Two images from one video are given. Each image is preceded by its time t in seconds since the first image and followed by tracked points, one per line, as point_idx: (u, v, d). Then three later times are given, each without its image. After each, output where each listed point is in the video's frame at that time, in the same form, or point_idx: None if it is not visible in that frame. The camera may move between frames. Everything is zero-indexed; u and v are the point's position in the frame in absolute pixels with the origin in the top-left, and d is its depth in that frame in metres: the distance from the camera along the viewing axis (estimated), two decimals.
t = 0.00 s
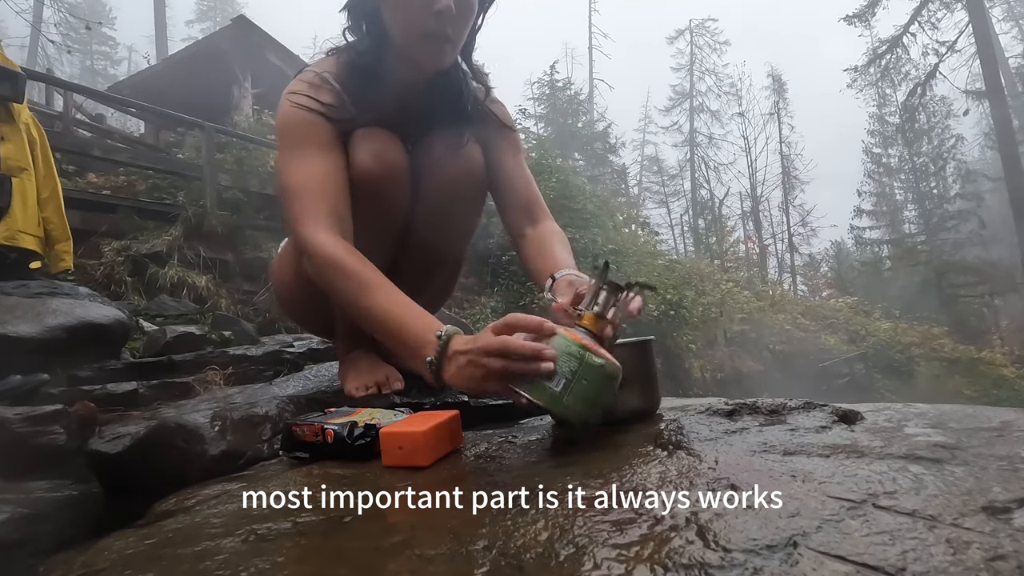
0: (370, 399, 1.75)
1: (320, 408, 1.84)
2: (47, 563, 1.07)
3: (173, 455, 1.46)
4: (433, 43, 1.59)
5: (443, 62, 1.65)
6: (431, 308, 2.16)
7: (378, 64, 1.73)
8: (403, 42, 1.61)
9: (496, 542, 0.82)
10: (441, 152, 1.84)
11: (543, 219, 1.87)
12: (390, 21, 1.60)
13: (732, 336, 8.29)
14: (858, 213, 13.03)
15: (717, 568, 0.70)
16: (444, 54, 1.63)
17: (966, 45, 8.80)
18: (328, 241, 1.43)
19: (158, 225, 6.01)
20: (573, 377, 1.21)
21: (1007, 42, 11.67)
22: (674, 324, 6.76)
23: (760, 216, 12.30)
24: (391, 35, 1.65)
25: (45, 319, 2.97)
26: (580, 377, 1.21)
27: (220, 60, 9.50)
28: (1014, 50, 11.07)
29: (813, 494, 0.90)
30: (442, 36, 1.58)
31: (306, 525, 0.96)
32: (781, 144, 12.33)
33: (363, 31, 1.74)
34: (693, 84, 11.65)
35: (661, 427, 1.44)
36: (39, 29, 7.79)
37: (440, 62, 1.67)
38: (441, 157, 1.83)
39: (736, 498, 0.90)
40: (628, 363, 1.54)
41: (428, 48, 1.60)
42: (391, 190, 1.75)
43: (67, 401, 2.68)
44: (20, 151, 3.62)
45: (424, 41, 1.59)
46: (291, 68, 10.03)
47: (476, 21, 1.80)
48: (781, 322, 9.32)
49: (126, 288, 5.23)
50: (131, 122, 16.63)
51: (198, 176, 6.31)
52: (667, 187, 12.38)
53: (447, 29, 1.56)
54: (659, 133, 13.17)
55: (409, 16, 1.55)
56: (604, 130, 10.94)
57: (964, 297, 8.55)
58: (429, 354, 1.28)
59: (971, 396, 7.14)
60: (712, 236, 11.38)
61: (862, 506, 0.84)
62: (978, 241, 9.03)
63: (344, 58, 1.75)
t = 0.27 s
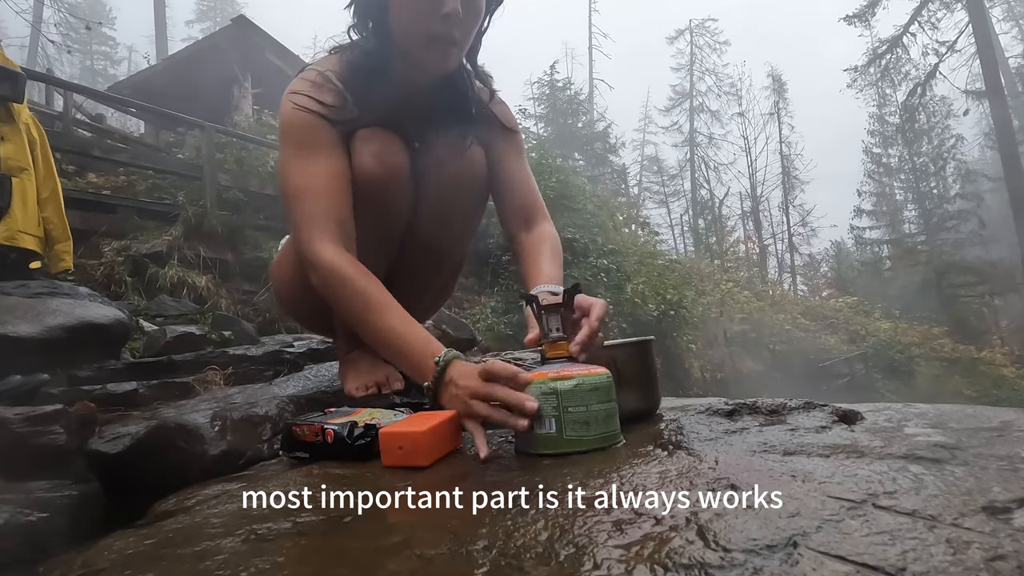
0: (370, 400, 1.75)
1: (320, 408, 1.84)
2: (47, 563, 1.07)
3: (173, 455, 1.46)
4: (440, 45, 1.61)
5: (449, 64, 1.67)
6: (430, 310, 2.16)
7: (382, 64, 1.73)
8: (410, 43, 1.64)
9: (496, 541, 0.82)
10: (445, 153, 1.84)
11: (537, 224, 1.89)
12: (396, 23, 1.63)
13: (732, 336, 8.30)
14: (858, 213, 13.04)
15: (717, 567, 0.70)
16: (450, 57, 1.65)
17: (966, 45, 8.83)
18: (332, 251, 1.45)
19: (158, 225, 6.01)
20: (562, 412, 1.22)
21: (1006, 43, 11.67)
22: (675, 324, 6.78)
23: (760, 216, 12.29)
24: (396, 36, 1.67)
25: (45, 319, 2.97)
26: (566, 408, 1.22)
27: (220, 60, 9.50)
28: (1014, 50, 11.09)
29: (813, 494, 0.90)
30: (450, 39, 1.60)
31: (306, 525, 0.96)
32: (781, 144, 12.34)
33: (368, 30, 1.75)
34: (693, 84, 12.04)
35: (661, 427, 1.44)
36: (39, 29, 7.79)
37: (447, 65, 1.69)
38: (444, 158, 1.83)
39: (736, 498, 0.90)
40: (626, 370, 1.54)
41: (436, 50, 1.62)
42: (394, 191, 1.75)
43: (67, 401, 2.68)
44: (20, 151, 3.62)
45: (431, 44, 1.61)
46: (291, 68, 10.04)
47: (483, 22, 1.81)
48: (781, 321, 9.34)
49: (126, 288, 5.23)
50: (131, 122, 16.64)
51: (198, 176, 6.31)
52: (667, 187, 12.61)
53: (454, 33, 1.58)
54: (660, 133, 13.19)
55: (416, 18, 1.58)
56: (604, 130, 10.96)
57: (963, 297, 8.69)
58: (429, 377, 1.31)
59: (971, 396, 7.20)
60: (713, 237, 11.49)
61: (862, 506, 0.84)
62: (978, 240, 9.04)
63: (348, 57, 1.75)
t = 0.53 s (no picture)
0: (369, 400, 1.75)
1: (320, 408, 1.84)
2: (47, 563, 1.07)
3: (173, 456, 1.46)
4: (439, 48, 1.62)
5: (449, 68, 1.68)
6: (432, 309, 2.16)
7: (381, 66, 1.75)
8: (407, 46, 1.65)
9: (496, 542, 0.82)
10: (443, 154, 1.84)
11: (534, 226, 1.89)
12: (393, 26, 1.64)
13: (732, 337, 8.30)
14: (858, 213, 13.03)
15: (717, 568, 0.70)
16: (451, 62, 1.67)
17: (966, 45, 8.83)
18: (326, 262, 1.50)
19: (158, 225, 6.01)
20: (562, 412, 1.22)
21: (1007, 43, 11.67)
22: (674, 324, 6.78)
23: (760, 215, 12.28)
24: (394, 38, 1.69)
25: (45, 319, 2.98)
26: (566, 408, 1.22)
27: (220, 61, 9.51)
28: (1014, 50, 11.09)
29: (813, 494, 0.90)
30: (450, 45, 1.61)
31: (305, 526, 0.96)
32: (781, 144, 12.33)
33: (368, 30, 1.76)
34: (693, 84, 11.86)
35: (661, 427, 1.44)
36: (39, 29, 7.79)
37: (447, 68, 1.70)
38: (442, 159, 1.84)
39: (736, 498, 0.90)
40: (626, 370, 1.54)
41: (434, 53, 1.63)
42: (392, 193, 1.74)
43: (67, 401, 2.68)
44: (19, 151, 3.62)
45: (432, 47, 1.62)
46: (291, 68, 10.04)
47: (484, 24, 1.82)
48: (780, 321, 9.33)
49: (126, 288, 5.23)
50: (131, 123, 16.65)
51: (198, 176, 6.31)
52: (667, 186, 12.90)
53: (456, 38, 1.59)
54: (660, 132, 13.20)
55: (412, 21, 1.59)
56: (604, 130, 10.95)
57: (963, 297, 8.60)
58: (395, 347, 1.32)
59: (971, 396, 7.20)
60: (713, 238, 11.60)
61: (862, 507, 0.84)
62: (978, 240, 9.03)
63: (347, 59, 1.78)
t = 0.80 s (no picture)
0: (370, 399, 1.75)
1: (321, 408, 1.84)
2: (48, 563, 1.07)
3: (173, 455, 1.46)
4: (436, 47, 1.62)
5: (447, 67, 1.68)
6: (432, 310, 2.15)
7: (380, 66, 1.76)
8: (405, 46, 1.65)
9: (495, 541, 0.82)
10: (441, 154, 1.84)
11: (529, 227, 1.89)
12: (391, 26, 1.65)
13: (732, 337, 8.29)
14: (858, 213, 13.03)
15: (717, 568, 0.70)
16: (449, 62, 1.67)
17: (966, 44, 8.84)
18: (322, 253, 1.49)
19: (158, 224, 6.01)
20: (562, 412, 1.22)
21: (1007, 42, 11.68)
22: (674, 324, 6.78)
23: (760, 216, 12.27)
24: (394, 37, 1.69)
25: (45, 319, 2.98)
26: (566, 408, 1.22)
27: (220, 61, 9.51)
28: (1014, 49, 11.09)
29: (813, 494, 0.90)
30: (448, 45, 1.61)
31: (305, 525, 0.96)
32: (781, 144, 12.32)
33: (368, 31, 1.77)
34: (693, 84, 11.92)
35: (661, 427, 1.44)
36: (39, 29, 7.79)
37: (445, 68, 1.69)
38: (441, 158, 1.84)
39: (736, 498, 0.90)
40: (625, 369, 1.54)
41: (432, 52, 1.63)
42: (390, 192, 1.74)
43: (67, 401, 2.68)
44: (20, 151, 3.62)
45: (430, 46, 1.62)
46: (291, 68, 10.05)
47: (483, 23, 1.82)
48: (780, 321, 9.32)
49: (126, 288, 5.22)
50: (131, 122, 16.65)
51: (198, 176, 6.32)
52: (667, 186, 12.83)
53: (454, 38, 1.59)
54: (660, 133, 13.25)
55: (409, 21, 1.59)
56: (604, 130, 10.94)
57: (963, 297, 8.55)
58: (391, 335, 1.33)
59: (971, 396, 7.19)
60: (712, 237, 11.57)
61: (862, 506, 0.84)
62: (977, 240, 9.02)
63: (347, 59, 1.79)
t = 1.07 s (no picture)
0: (370, 399, 1.75)
1: (321, 408, 1.84)
2: (47, 563, 1.07)
3: (173, 456, 1.46)
4: (432, 49, 1.62)
5: (443, 68, 1.68)
6: (431, 309, 2.15)
7: (377, 67, 1.76)
8: (401, 47, 1.65)
9: (496, 542, 0.82)
10: (439, 154, 1.84)
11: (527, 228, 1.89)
12: (387, 27, 1.65)
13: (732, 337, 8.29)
14: (858, 213, 13.04)
15: (717, 568, 0.70)
16: (445, 63, 1.67)
17: (966, 44, 8.85)
18: (318, 252, 1.49)
19: (158, 225, 6.01)
20: (562, 412, 1.22)
21: (1007, 43, 11.68)
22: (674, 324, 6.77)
23: (760, 216, 12.21)
24: (390, 39, 1.70)
25: (45, 319, 2.97)
26: (567, 407, 1.22)
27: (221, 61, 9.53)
28: (1014, 50, 11.10)
29: (813, 494, 0.90)
30: (443, 46, 1.61)
31: (305, 526, 0.96)
32: (781, 144, 12.32)
33: (365, 33, 1.78)
34: (693, 83, 12.53)
35: (661, 427, 1.44)
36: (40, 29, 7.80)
37: (441, 69, 1.69)
38: (439, 159, 1.84)
39: (736, 499, 0.90)
40: (625, 367, 1.54)
41: (428, 54, 1.63)
42: (387, 192, 1.74)
43: (67, 401, 2.68)
44: (20, 151, 3.62)
45: (425, 48, 1.62)
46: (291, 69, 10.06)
47: (480, 23, 1.82)
48: (780, 322, 9.31)
49: (126, 288, 5.22)
50: (131, 122, 16.67)
51: (198, 176, 6.32)
52: (667, 186, 12.86)
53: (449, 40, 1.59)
54: (660, 133, 13.29)
55: (405, 22, 1.59)
56: (604, 130, 10.94)
57: (963, 297, 8.51)
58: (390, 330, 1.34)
59: (971, 396, 7.18)
60: (712, 237, 11.50)
61: (863, 506, 0.84)
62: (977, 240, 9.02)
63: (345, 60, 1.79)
